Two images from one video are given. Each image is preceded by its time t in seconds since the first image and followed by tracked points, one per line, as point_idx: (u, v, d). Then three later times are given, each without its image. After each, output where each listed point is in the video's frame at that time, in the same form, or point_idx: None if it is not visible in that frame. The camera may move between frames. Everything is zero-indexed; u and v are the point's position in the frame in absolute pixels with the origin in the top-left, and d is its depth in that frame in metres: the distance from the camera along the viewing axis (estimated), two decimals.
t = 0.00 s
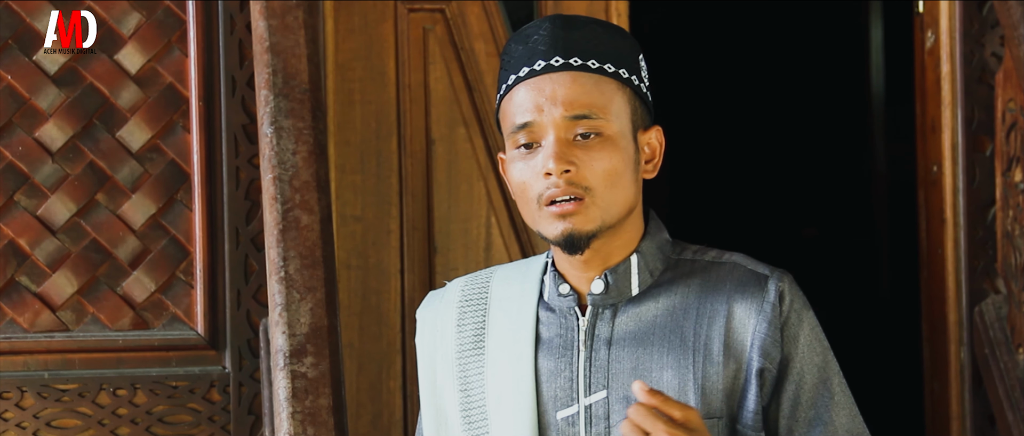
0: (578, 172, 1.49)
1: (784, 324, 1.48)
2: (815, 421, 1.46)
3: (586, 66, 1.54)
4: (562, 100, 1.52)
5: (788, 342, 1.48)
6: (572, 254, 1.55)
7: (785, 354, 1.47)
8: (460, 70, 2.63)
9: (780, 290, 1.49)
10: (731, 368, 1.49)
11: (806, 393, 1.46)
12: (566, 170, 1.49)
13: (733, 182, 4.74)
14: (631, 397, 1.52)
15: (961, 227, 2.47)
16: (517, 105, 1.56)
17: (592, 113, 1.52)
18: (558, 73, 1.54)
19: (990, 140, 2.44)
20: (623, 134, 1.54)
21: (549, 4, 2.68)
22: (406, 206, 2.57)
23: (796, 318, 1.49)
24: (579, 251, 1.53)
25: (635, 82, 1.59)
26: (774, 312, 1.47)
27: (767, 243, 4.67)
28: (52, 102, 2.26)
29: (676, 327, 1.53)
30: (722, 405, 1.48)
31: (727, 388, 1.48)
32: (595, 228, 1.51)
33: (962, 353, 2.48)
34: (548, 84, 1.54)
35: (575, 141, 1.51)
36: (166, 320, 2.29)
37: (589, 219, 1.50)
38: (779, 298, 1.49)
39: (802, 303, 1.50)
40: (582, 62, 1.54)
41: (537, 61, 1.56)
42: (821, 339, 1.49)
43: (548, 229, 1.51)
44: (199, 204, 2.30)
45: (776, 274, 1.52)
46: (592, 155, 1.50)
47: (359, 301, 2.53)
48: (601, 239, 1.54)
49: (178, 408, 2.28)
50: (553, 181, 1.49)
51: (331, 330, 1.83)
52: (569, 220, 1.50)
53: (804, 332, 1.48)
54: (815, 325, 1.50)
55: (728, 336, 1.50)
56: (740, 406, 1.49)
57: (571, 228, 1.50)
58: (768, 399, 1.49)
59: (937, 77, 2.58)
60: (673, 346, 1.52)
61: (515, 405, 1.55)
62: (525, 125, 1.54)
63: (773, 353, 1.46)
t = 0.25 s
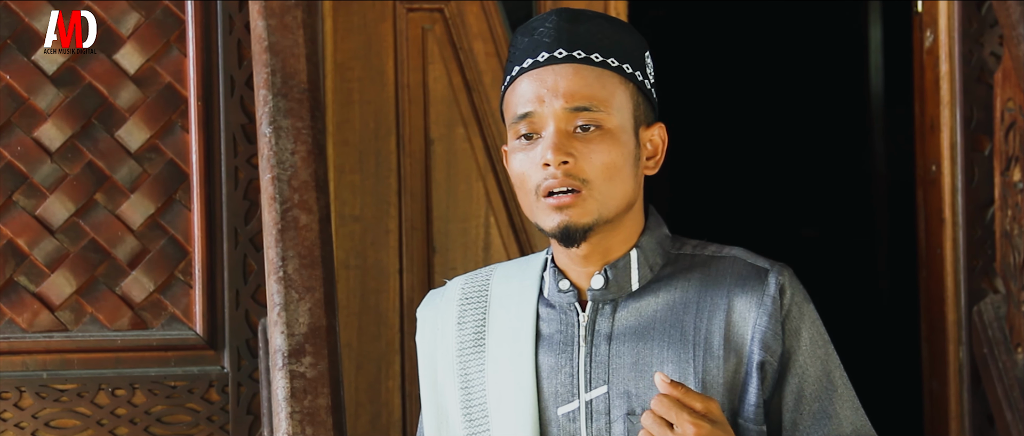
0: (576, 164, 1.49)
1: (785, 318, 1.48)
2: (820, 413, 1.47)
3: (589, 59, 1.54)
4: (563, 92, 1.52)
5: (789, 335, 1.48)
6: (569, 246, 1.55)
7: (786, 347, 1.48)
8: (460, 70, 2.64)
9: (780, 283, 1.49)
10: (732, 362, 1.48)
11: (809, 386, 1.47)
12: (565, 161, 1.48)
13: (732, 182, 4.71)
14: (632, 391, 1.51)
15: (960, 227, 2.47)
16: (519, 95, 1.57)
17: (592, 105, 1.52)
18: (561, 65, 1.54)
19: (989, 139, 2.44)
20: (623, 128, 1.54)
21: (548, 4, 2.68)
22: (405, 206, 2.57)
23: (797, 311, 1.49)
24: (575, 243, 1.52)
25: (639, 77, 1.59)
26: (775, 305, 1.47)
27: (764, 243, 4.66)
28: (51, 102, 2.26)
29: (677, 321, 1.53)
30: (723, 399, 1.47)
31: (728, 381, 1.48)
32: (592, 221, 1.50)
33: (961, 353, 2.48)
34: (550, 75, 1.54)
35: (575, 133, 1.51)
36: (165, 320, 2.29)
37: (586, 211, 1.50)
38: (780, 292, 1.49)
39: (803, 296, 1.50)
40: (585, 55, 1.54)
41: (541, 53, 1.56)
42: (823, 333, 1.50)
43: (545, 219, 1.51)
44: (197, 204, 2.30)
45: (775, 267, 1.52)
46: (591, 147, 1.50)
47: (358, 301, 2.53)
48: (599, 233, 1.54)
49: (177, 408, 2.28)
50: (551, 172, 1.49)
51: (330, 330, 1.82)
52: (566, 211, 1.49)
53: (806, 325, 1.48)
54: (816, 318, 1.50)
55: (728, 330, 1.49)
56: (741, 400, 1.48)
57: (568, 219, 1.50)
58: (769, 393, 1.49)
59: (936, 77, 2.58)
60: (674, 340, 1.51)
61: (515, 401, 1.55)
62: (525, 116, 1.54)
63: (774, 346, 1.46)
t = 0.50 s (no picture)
0: (566, 161, 1.49)
1: (779, 317, 1.47)
2: (814, 412, 1.46)
3: (584, 58, 1.54)
4: (555, 90, 1.53)
5: (783, 334, 1.47)
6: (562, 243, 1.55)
7: (780, 346, 1.47)
8: (458, 71, 2.63)
9: (775, 282, 1.49)
10: (726, 362, 1.48)
11: (804, 385, 1.46)
12: (555, 158, 1.48)
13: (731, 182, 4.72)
14: (627, 391, 1.51)
15: (959, 227, 2.47)
16: (514, 93, 1.57)
17: (585, 103, 1.52)
18: (556, 63, 1.54)
19: (988, 139, 2.44)
20: (616, 127, 1.53)
21: (546, 4, 2.68)
22: (404, 206, 2.57)
23: (792, 310, 1.48)
24: (566, 239, 1.52)
25: (636, 78, 1.58)
26: (769, 304, 1.46)
27: (761, 242, 4.64)
28: (50, 102, 2.26)
29: (672, 321, 1.52)
30: (718, 399, 1.47)
31: (723, 381, 1.47)
32: (581, 217, 1.50)
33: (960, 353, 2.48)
34: (545, 73, 1.54)
35: (567, 130, 1.51)
36: (163, 320, 2.29)
37: (577, 207, 1.49)
38: (774, 291, 1.48)
39: (797, 295, 1.49)
40: (580, 54, 1.54)
41: (537, 51, 1.56)
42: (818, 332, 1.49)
43: (535, 215, 1.51)
44: (195, 205, 2.30)
45: (770, 266, 1.51)
46: (582, 144, 1.50)
47: (357, 301, 2.53)
48: (591, 230, 1.53)
49: (175, 409, 2.28)
50: (541, 168, 1.49)
51: (328, 330, 1.82)
52: (555, 207, 1.49)
53: (801, 324, 1.47)
54: (810, 317, 1.49)
55: (722, 330, 1.49)
56: (737, 400, 1.47)
57: (557, 215, 1.49)
58: (764, 392, 1.48)
59: (935, 78, 2.58)
60: (669, 340, 1.51)
61: (512, 402, 1.54)
62: (519, 113, 1.55)
63: (768, 345, 1.45)
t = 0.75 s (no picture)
0: (561, 169, 1.49)
1: (778, 324, 1.46)
2: (811, 420, 1.44)
3: (578, 65, 1.54)
4: (550, 98, 1.52)
5: (781, 341, 1.46)
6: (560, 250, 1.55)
7: (779, 353, 1.46)
8: (459, 71, 2.63)
9: (774, 288, 1.48)
10: (725, 368, 1.47)
11: (801, 392, 1.45)
12: (549, 167, 1.48)
13: (732, 183, 4.71)
14: (625, 397, 1.50)
15: (959, 227, 2.47)
16: (509, 101, 1.57)
17: (579, 111, 1.51)
18: (551, 70, 1.54)
19: (988, 140, 2.44)
20: (612, 134, 1.53)
21: (547, 4, 2.68)
22: (405, 207, 2.57)
23: (791, 317, 1.47)
24: (561, 247, 1.52)
25: (633, 83, 1.58)
26: (768, 311, 1.46)
27: (762, 243, 4.64)
28: (50, 103, 2.26)
29: (671, 327, 1.52)
30: (717, 405, 1.46)
31: (721, 387, 1.47)
32: (577, 224, 1.50)
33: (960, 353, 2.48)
34: (540, 81, 1.54)
35: (562, 138, 1.51)
36: (163, 321, 2.29)
37: (573, 215, 1.49)
38: (773, 297, 1.47)
39: (797, 302, 1.48)
40: (574, 61, 1.54)
41: (532, 58, 1.56)
42: (816, 339, 1.47)
43: (531, 223, 1.51)
44: (196, 206, 2.30)
45: (770, 272, 1.50)
46: (577, 152, 1.50)
47: (357, 302, 2.53)
48: (587, 237, 1.53)
49: (176, 409, 2.28)
50: (536, 177, 1.49)
51: (328, 331, 1.82)
52: (551, 215, 1.49)
53: (799, 331, 1.46)
54: (810, 324, 1.48)
55: (721, 335, 1.49)
56: (735, 406, 1.47)
57: (553, 223, 1.49)
58: (763, 399, 1.47)
59: (935, 78, 2.58)
60: (668, 346, 1.50)
61: (511, 406, 1.54)
62: (514, 121, 1.55)
63: (766, 351, 1.45)
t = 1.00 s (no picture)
0: (568, 167, 1.55)
1: (784, 326, 1.51)
2: (815, 422, 1.48)
3: (592, 63, 1.60)
4: (561, 95, 1.59)
5: (788, 343, 1.51)
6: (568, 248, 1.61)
7: (784, 355, 1.51)
8: (459, 72, 2.64)
9: (782, 290, 1.53)
10: (732, 369, 1.52)
11: (806, 394, 1.49)
12: (556, 164, 1.55)
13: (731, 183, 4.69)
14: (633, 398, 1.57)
15: (959, 228, 2.47)
16: (523, 97, 1.64)
17: (588, 109, 1.58)
18: (563, 67, 1.61)
19: (988, 141, 2.44)
20: (621, 134, 1.59)
21: (547, 5, 2.68)
22: (405, 207, 2.57)
23: (798, 319, 1.52)
24: (567, 245, 1.57)
25: (647, 84, 1.63)
26: (774, 313, 1.51)
27: (762, 244, 4.65)
28: (50, 103, 2.26)
29: (680, 328, 1.58)
30: (724, 407, 1.51)
31: (728, 389, 1.52)
32: (583, 223, 1.56)
33: (961, 354, 2.49)
34: (553, 79, 1.61)
35: (571, 136, 1.58)
36: (164, 321, 2.29)
37: (579, 214, 1.55)
38: (782, 300, 1.53)
39: (805, 304, 1.53)
40: (588, 59, 1.60)
41: (548, 56, 1.64)
42: (823, 341, 1.52)
43: (538, 219, 1.57)
44: (196, 207, 2.30)
45: (779, 274, 1.55)
46: (585, 151, 1.56)
47: (357, 303, 2.53)
48: (595, 236, 1.59)
49: (176, 410, 2.28)
50: (544, 173, 1.55)
51: (329, 332, 1.83)
52: (556, 212, 1.55)
53: (806, 333, 1.51)
54: (818, 327, 1.52)
55: (729, 337, 1.54)
56: (741, 407, 1.52)
57: (558, 220, 1.55)
58: (768, 401, 1.52)
59: (936, 79, 2.58)
60: (676, 347, 1.57)
61: (522, 405, 1.61)
62: (526, 117, 1.62)
63: (774, 354, 1.50)
